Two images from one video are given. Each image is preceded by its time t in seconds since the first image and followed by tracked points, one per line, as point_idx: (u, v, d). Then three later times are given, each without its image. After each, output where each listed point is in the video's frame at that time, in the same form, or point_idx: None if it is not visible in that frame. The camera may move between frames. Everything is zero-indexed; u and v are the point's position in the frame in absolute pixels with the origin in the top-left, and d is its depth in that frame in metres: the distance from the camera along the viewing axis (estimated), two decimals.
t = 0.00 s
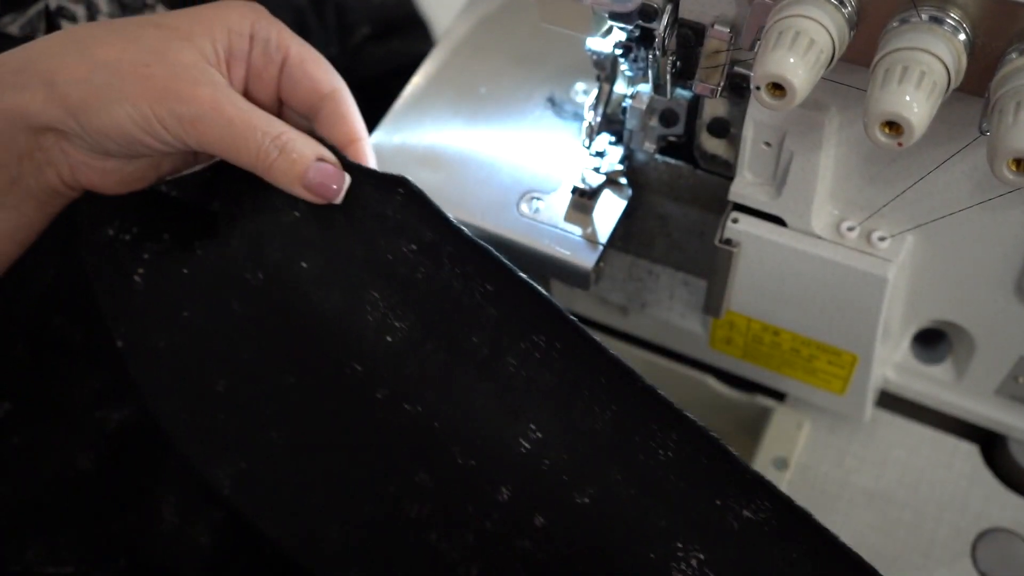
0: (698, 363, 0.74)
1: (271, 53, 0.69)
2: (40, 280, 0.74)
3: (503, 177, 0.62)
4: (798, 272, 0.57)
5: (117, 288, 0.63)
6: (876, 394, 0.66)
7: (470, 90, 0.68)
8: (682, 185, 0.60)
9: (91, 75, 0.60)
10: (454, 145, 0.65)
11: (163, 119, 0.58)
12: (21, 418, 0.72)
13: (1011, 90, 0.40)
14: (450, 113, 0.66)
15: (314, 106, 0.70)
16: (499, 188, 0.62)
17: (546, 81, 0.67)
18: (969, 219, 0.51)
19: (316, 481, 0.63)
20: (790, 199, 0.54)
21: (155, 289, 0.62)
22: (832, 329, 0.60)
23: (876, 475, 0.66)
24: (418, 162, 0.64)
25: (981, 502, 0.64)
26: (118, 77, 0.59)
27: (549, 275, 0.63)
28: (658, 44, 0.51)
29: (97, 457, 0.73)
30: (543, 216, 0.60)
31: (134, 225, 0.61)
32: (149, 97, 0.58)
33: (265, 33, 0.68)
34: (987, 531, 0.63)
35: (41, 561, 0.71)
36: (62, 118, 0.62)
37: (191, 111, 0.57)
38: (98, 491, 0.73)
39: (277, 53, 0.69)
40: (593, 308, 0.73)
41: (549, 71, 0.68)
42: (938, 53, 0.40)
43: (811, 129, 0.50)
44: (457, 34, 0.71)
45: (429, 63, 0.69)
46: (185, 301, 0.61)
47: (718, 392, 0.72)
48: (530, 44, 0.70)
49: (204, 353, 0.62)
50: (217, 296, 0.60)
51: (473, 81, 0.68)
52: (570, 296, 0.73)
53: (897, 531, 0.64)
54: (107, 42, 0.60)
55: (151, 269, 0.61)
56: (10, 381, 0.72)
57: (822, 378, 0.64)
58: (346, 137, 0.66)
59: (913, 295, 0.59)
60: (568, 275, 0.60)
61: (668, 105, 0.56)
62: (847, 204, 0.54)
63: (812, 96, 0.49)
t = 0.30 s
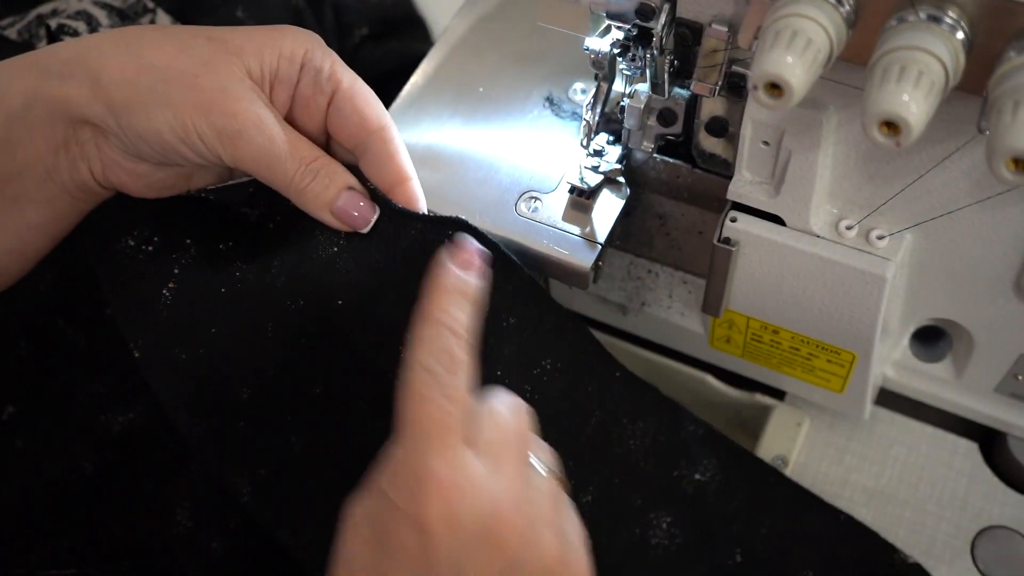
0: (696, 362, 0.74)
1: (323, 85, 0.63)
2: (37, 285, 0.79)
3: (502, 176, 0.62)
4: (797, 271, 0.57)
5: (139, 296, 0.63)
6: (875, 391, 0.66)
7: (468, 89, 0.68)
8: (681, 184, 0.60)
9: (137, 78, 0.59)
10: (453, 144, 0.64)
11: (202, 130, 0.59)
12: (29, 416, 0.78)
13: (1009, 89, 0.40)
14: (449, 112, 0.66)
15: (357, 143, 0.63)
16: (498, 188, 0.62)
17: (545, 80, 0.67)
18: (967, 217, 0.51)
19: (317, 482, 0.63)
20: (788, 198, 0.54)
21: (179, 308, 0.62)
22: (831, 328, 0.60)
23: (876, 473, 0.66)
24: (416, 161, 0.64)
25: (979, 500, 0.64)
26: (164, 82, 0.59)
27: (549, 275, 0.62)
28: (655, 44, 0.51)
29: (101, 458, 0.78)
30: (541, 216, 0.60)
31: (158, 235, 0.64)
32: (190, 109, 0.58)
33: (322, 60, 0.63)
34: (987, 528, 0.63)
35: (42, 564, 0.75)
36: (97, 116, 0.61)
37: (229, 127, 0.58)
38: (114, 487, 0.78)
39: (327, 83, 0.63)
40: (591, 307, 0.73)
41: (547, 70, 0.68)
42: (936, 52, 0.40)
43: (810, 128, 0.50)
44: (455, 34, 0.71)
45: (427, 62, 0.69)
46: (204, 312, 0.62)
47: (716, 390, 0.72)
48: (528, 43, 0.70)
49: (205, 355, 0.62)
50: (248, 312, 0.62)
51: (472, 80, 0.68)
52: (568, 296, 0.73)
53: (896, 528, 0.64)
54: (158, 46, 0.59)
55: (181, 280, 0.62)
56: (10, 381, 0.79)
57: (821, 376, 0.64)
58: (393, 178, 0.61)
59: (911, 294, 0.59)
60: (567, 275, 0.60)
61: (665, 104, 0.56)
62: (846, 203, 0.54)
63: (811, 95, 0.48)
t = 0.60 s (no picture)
0: (694, 359, 0.74)
1: (280, 120, 0.60)
2: (36, 283, 0.78)
3: (500, 173, 0.62)
4: (795, 267, 0.57)
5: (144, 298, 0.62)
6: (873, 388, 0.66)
7: (466, 86, 0.68)
8: (679, 181, 0.60)
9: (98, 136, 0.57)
10: (450, 141, 0.64)
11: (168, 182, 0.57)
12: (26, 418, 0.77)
13: (1006, 85, 0.40)
14: (446, 109, 0.66)
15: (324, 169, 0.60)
16: (496, 184, 0.62)
17: (542, 77, 0.67)
18: (965, 214, 0.51)
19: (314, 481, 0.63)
20: (786, 195, 0.54)
21: (176, 319, 0.62)
22: (829, 325, 0.60)
23: (874, 470, 0.66)
24: (413, 158, 0.64)
25: (977, 497, 0.64)
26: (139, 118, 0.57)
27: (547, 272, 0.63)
28: (653, 40, 0.51)
29: (98, 457, 0.76)
30: (539, 212, 0.60)
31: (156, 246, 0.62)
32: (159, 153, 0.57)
33: (284, 87, 0.60)
34: (985, 525, 0.63)
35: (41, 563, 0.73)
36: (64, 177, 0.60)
37: (197, 185, 0.56)
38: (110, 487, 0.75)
39: (284, 116, 0.60)
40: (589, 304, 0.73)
41: (546, 68, 0.68)
42: (931, 48, 0.40)
43: (807, 125, 0.49)
44: (453, 31, 0.71)
45: (425, 60, 0.69)
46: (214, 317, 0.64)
47: (714, 387, 0.72)
48: (526, 40, 0.70)
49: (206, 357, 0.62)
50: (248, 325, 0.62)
51: (470, 77, 0.68)
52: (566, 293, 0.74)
53: (894, 524, 0.64)
54: (99, 99, 0.56)
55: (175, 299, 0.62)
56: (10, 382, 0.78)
57: (818, 372, 0.64)
58: (359, 210, 0.58)
59: (909, 290, 0.59)
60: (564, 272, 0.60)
61: (664, 101, 0.56)
62: (844, 199, 0.54)
63: (808, 91, 0.48)
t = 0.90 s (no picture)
0: (691, 359, 0.74)
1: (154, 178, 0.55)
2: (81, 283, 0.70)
3: (496, 173, 0.63)
4: (790, 268, 0.57)
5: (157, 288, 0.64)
6: (869, 387, 0.66)
7: (462, 87, 0.68)
8: (673, 179, 0.60)
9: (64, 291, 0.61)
10: (447, 141, 0.65)
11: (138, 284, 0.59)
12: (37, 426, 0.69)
13: (997, 84, 0.40)
14: (443, 110, 0.67)
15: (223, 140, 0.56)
16: (492, 184, 0.62)
17: (538, 79, 0.67)
18: (959, 213, 0.51)
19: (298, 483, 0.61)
20: (780, 195, 0.54)
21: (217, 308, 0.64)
22: (824, 325, 0.60)
23: (870, 469, 0.66)
24: (409, 158, 0.64)
25: (974, 497, 0.64)
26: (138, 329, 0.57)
27: (545, 272, 0.63)
28: (647, 40, 0.51)
29: (99, 458, 0.70)
30: (535, 212, 0.60)
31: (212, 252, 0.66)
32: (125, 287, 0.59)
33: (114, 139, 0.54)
34: (982, 525, 0.63)
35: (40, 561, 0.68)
36: (23, 293, 0.62)
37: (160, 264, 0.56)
38: (111, 488, 0.70)
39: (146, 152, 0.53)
40: (587, 303, 0.73)
41: (543, 69, 0.68)
42: (922, 48, 0.41)
43: (801, 125, 0.50)
44: (449, 33, 0.71)
45: (421, 61, 0.70)
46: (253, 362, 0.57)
47: (710, 387, 0.72)
48: (523, 41, 0.70)
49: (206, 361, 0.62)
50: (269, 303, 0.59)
51: (466, 78, 0.68)
52: (563, 293, 0.74)
53: (890, 523, 0.64)
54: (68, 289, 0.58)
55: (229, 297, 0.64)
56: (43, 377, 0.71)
57: (814, 371, 0.64)
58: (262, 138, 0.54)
59: (904, 288, 0.59)
60: (561, 271, 0.60)
61: (659, 101, 0.56)
62: (838, 198, 0.54)
63: (801, 91, 0.49)
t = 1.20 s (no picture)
0: (688, 359, 0.74)
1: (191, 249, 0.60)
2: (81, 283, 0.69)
3: (493, 174, 0.63)
4: (785, 268, 0.57)
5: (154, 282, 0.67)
6: (864, 387, 0.67)
7: (460, 88, 0.68)
8: (670, 181, 0.61)
9: (90, 389, 0.65)
10: (444, 143, 0.65)
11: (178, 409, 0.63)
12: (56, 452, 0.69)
13: (989, 86, 0.40)
14: (440, 112, 0.67)
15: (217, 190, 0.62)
16: (489, 186, 0.62)
17: (535, 80, 0.68)
18: (953, 213, 0.52)
19: (299, 486, 0.63)
20: (775, 196, 0.54)
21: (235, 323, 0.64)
22: (820, 325, 0.60)
23: (865, 469, 0.67)
24: (407, 160, 0.65)
25: (969, 497, 0.64)
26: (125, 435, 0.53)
27: (542, 273, 0.63)
28: (643, 41, 0.51)
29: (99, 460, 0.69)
30: (532, 213, 0.60)
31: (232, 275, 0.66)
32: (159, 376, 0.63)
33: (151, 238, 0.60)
34: (977, 524, 0.63)
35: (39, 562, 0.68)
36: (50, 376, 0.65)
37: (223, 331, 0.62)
38: (111, 490, 0.69)
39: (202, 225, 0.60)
40: (584, 304, 0.73)
41: (540, 70, 0.68)
42: (915, 49, 0.41)
43: (796, 126, 0.50)
44: (447, 35, 0.72)
45: (419, 63, 0.70)
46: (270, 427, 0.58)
47: (706, 387, 0.72)
48: (520, 43, 0.71)
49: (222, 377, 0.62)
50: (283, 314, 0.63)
51: (463, 79, 0.69)
52: (561, 294, 0.74)
53: (886, 523, 0.64)
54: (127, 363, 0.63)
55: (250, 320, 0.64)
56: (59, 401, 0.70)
57: (810, 372, 0.65)
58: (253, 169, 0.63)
59: (899, 289, 0.60)
60: (557, 272, 0.60)
61: (655, 102, 0.57)
62: (833, 199, 0.55)
63: (796, 93, 0.49)
